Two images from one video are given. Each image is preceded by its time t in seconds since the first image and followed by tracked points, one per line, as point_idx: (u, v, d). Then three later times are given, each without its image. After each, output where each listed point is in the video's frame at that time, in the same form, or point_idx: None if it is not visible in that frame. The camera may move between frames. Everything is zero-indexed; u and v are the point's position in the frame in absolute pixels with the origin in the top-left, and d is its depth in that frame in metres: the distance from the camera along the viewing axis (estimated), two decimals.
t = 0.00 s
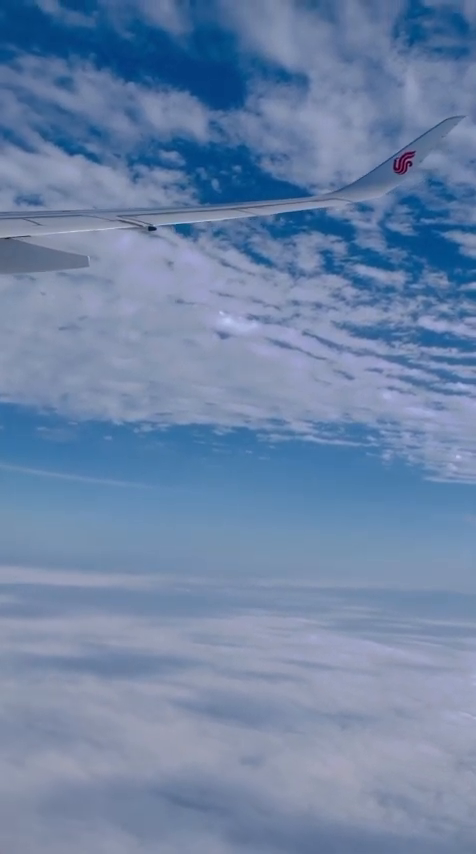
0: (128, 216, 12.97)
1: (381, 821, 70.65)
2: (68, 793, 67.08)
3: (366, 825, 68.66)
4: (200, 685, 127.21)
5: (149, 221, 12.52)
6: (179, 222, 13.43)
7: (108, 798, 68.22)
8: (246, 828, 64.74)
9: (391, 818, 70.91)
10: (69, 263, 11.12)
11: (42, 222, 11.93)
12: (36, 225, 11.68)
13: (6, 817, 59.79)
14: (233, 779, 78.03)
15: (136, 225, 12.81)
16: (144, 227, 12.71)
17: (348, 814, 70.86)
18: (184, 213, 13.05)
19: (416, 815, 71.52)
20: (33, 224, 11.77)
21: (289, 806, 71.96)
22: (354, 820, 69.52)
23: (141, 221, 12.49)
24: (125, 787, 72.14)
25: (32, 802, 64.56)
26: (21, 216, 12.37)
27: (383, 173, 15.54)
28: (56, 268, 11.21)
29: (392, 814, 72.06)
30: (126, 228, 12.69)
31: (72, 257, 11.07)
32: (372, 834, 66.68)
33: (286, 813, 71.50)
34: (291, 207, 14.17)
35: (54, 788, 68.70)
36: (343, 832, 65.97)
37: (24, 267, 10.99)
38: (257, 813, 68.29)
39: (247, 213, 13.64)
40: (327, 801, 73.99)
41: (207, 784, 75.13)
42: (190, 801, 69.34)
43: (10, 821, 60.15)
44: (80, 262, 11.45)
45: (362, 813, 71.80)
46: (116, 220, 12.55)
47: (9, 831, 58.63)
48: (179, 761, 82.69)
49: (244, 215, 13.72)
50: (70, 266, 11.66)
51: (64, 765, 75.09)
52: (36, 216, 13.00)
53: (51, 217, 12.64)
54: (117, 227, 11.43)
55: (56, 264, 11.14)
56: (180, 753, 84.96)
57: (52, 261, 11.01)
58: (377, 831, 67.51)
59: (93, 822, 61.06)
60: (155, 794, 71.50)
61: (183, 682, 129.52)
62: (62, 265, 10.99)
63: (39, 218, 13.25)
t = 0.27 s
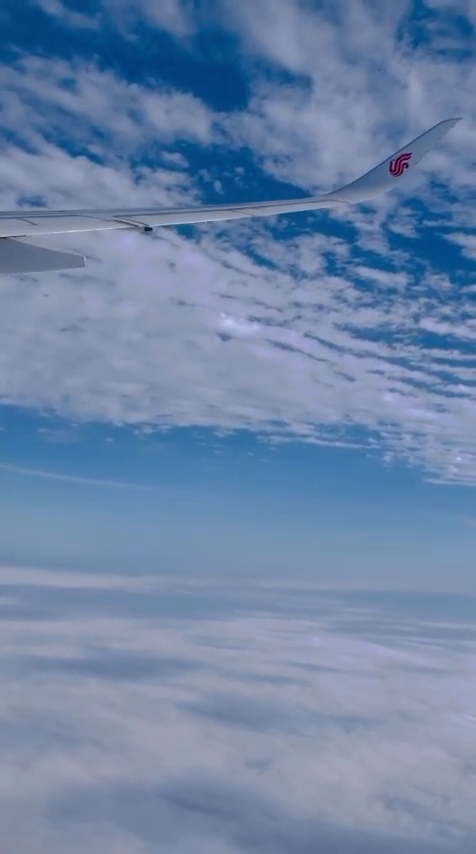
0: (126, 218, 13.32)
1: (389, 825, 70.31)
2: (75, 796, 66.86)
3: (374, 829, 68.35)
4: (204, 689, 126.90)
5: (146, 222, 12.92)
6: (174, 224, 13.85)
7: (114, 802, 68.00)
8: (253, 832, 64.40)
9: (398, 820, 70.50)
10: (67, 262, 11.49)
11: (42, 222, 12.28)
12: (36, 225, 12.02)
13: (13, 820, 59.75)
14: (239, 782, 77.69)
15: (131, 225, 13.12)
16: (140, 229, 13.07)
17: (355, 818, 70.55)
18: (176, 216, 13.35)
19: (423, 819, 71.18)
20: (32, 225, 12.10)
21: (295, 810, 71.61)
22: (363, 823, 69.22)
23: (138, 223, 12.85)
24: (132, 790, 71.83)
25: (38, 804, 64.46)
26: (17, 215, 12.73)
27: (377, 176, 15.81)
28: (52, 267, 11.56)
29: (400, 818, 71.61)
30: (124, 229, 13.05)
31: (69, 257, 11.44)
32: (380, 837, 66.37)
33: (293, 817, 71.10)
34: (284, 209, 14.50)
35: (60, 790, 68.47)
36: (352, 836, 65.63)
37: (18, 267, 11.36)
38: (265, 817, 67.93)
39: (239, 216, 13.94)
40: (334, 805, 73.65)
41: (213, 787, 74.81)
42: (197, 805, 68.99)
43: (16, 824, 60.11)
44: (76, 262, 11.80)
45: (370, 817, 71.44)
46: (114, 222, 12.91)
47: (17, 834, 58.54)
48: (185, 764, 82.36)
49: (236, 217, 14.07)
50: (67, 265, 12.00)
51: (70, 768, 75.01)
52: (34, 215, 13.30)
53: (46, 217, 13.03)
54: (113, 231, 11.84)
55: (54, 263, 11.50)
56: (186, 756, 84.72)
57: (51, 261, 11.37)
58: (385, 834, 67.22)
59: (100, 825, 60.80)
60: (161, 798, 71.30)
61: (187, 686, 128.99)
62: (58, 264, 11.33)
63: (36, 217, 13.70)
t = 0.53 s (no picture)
0: (123, 217, 13.07)
1: (400, 828, 69.91)
2: (85, 798, 66.74)
3: (384, 834, 67.93)
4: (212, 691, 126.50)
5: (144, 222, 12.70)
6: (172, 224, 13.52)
7: (124, 804, 67.74)
8: (263, 835, 64.03)
9: (408, 825, 70.04)
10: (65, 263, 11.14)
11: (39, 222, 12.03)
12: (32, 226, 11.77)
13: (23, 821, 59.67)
14: (248, 785, 77.34)
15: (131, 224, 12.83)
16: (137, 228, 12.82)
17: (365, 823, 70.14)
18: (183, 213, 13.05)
19: (434, 824, 70.65)
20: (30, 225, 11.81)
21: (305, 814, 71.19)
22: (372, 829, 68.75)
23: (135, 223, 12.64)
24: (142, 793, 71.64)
25: (48, 806, 64.30)
26: (14, 215, 12.53)
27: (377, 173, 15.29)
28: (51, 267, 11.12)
29: (410, 822, 71.04)
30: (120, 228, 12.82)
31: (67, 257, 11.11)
32: (390, 841, 65.97)
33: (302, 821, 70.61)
34: (291, 206, 14.16)
35: (71, 792, 68.28)
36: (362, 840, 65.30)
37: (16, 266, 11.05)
38: (275, 821, 67.66)
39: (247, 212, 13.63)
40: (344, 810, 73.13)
41: (222, 790, 74.46)
42: (207, 807, 68.79)
43: (26, 826, 59.94)
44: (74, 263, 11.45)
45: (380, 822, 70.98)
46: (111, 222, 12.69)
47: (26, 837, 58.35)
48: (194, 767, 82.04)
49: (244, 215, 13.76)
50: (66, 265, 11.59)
51: (79, 770, 74.78)
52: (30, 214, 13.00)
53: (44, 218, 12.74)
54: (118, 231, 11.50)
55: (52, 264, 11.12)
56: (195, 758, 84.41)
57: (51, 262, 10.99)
58: (395, 839, 66.83)
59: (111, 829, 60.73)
60: (171, 800, 71.03)
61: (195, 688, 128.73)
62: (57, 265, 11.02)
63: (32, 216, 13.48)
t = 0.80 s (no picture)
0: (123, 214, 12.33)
1: (411, 831, 69.51)
2: (96, 798, 66.65)
3: (396, 837, 67.59)
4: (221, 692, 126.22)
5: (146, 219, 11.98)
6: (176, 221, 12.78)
7: (134, 805, 67.57)
8: (275, 837, 63.63)
9: (420, 828, 69.62)
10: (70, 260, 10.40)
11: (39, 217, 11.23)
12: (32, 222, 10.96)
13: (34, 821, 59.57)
14: (258, 787, 77.07)
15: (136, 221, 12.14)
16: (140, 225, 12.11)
17: (376, 825, 69.82)
18: (189, 209, 12.28)
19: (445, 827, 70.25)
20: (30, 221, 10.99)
21: (317, 817, 70.75)
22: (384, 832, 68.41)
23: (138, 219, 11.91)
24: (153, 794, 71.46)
25: (60, 806, 64.04)
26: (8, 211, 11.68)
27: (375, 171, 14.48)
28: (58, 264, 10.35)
29: (422, 824, 70.65)
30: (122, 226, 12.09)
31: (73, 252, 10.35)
32: (402, 844, 65.65)
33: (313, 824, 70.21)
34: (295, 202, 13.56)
35: (82, 791, 68.19)
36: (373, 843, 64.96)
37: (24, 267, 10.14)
38: (287, 823, 67.34)
39: (258, 208, 12.82)
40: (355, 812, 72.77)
41: (233, 791, 74.08)
42: (218, 809, 68.48)
43: (37, 826, 59.71)
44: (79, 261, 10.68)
45: (391, 825, 70.65)
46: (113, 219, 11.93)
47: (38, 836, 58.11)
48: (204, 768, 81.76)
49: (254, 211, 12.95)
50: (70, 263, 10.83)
51: (89, 770, 74.57)
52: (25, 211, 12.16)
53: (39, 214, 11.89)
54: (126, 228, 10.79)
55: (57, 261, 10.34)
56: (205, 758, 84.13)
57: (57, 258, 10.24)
58: (407, 841, 66.47)
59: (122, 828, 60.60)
60: (181, 801, 70.82)
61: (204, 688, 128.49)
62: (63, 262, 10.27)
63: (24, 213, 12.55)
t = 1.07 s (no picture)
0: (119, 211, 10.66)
1: (428, 831, 69.16)
2: (111, 799, 66.31)
3: (412, 838, 67.26)
4: (233, 690, 125.98)
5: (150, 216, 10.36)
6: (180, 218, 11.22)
7: (150, 806, 67.26)
8: (293, 839, 63.18)
9: (437, 829, 69.26)
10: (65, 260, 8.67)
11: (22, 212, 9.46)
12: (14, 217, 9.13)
13: (50, 823, 59.20)
14: (273, 786, 76.75)
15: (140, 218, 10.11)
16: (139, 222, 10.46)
17: (392, 826, 69.44)
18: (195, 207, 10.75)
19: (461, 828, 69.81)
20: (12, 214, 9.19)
21: (332, 818, 70.42)
22: (400, 832, 68.09)
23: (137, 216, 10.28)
24: (168, 794, 71.13)
25: (75, 807, 63.71)
26: None
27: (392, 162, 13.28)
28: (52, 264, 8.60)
29: (438, 825, 70.22)
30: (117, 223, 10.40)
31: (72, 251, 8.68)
32: (419, 844, 65.30)
33: (330, 826, 69.66)
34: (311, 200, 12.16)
35: (97, 792, 67.89)
36: (390, 844, 64.55)
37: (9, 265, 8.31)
38: (303, 825, 66.93)
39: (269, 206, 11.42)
40: (371, 812, 72.48)
41: (249, 792, 73.68)
42: (233, 810, 68.10)
43: (53, 829, 59.20)
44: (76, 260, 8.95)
45: (406, 825, 70.34)
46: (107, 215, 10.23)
47: (55, 837, 57.70)
48: (218, 767, 81.45)
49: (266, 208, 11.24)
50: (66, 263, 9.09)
51: (104, 770, 74.31)
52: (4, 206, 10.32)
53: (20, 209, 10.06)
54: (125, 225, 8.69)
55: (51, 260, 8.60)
56: (219, 758, 83.79)
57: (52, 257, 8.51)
58: (423, 842, 66.08)
59: (139, 830, 60.23)
60: (197, 801, 70.49)
61: (216, 686, 128.30)
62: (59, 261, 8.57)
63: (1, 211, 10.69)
